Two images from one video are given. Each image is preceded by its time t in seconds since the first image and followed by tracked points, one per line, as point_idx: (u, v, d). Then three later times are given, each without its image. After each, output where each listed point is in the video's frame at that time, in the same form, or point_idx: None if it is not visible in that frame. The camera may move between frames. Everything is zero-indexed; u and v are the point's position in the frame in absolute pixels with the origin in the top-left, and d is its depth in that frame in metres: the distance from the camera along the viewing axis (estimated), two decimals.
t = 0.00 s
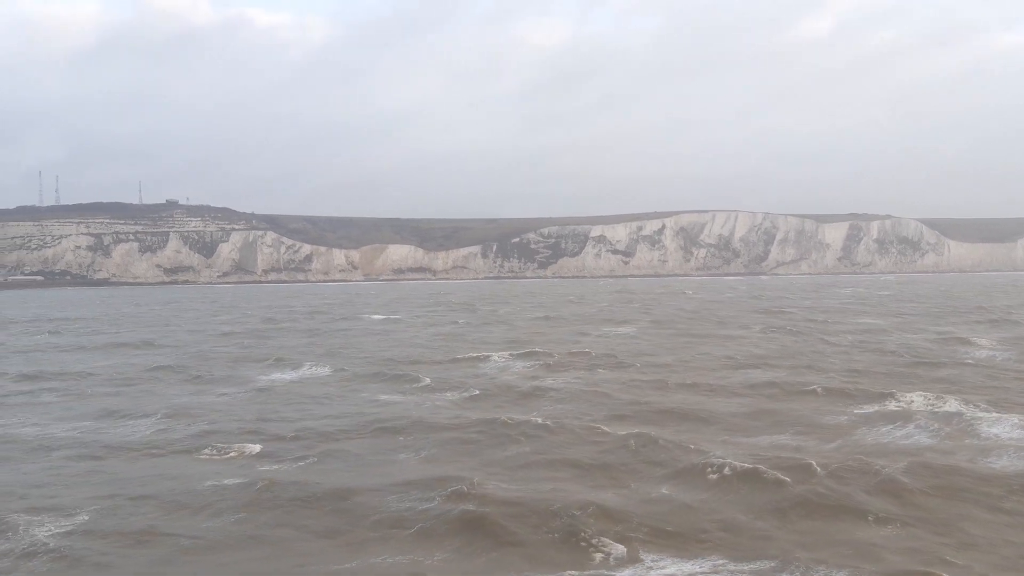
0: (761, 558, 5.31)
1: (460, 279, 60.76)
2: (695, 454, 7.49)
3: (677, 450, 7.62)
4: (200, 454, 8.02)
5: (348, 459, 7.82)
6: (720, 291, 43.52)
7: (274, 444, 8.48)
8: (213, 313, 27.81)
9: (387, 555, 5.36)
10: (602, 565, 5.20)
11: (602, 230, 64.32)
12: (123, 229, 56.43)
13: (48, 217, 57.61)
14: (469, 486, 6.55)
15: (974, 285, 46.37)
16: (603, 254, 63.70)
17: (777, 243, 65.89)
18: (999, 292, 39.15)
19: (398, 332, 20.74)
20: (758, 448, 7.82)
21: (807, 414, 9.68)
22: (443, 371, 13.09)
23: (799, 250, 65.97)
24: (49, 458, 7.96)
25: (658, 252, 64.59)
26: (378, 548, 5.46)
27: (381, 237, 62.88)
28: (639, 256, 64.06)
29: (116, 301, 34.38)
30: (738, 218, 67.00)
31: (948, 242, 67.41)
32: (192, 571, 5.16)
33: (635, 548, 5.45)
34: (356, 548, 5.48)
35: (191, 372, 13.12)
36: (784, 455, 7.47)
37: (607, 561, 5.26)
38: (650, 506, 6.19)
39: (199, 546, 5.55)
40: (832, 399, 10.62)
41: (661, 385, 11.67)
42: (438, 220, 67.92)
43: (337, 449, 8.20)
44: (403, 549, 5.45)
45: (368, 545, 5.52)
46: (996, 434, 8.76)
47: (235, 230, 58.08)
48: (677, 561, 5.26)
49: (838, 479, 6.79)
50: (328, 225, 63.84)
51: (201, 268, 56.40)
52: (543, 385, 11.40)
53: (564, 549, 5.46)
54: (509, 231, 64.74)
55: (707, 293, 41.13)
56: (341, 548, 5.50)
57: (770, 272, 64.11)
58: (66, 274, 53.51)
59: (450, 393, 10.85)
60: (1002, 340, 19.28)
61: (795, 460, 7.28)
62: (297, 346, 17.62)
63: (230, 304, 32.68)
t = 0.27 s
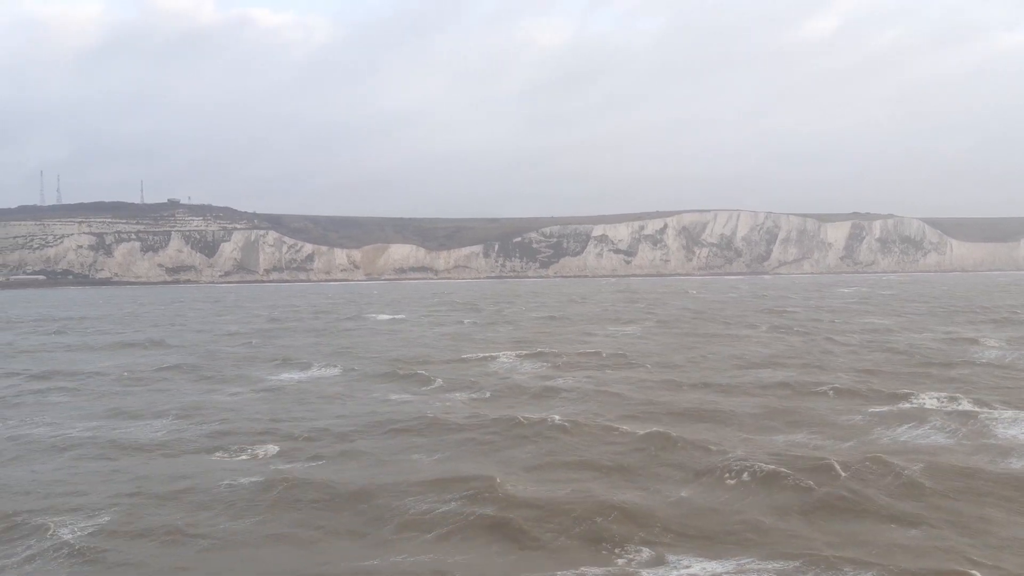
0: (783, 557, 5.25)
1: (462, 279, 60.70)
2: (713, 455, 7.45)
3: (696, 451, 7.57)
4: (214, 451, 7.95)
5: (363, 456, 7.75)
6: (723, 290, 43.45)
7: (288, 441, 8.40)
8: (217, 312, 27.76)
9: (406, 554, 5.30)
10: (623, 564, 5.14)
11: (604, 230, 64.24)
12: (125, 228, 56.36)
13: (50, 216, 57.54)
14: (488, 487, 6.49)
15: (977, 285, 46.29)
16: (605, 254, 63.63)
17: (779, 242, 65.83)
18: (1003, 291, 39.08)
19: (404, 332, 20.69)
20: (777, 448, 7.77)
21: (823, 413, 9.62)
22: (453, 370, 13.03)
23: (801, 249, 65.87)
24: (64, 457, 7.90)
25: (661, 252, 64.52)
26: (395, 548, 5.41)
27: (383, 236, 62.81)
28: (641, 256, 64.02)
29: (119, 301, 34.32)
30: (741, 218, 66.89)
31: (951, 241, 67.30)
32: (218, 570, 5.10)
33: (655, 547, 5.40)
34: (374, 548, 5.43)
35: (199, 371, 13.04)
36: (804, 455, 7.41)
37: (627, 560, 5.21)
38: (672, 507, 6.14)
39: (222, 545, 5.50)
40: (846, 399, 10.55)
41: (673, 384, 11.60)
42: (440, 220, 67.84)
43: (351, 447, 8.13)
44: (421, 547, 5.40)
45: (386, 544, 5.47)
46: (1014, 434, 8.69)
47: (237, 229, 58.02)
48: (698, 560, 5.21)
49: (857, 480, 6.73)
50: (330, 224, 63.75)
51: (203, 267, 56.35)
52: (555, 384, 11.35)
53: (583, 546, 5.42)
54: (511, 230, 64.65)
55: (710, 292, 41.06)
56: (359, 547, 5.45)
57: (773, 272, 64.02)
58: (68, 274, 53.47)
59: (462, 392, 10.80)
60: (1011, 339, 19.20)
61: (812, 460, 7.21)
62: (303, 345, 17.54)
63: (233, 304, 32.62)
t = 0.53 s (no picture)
0: (806, 558, 5.19)
1: (463, 278, 60.68)
2: (732, 456, 7.40)
3: (715, 451, 7.53)
4: (228, 452, 7.89)
5: (377, 457, 7.68)
6: (725, 290, 43.40)
7: (301, 441, 8.33)
8: (220, 312, 27.68)
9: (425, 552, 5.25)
10: (644, 563, 5.10)
11: (605, 229, 64.22)
12: (126, 227, 56.29)
13: (51, 216, 57.49)
14: (507, 487, 6.46)
15: (978, 284, 46.26)
16: (607, 254, 63.62)
17: (780, 242, 65.77)
18: (1005, 291, 39.06)
19: (408, 332, 20.64)
20: (796, 447, 7.71)
21: (838, 413, 9.57)
22: (462, 370, 13.00)
23: (802, 248, 65.86)
24: (76, 458, 7.84)
25: (662, 251, 64.49)
26: (415, 546, 5.37)
27: (384, 236, 62.77)
28: (642, 255, 63.97)
29: (121, 301, 34.29)
30: (742, 217, 66.84)
31: (952, 241, 67.30)
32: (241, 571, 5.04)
33: (676, 547, 5.36)
34: (393, 546, 5.38)
35: (206, 371, 12.98)
36: (823, 454, 7.38)
37: (648, 559, 5.17)
38: (695, 507, 6.09)
39: (243, 545, 5.43)
40: (859, 398, 10.52)
41: (684, 384, 11.55)
42: (441, 219, 67.76)
43: (364, 447, 8.06)
44: (440, 546, 5.35)
45: (405, 544, 5.42)
46: None
47: (238, 229, 57.96)
48: (721, 560, 5.15)
49: (876, 481, 6.67)
50: (331, 224, 63.71)
51: (204, 267, 56.32)
52: (566, 385, 11.31)
53: (603, 546, 5.36)
54: (512, 230, 64.61)
55: (712, 292, 41.05)
56: (378, 545, 5.40)
57: (774, 271, 64.02)
58: (69, 273, 53.42)
59: (473, 392, 10.78)
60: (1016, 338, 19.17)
61: (831, 460, 7.18)
62: (308, 345, 17.48)
63: (236, 303, 32.58)
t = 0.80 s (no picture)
0: (826, 558, 5.19)
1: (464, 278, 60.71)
2: (749, 456, 7.42)
3: (731, 452, 7.55)
4: (242, 452, 7.88)
5: (392, 456, 7.67)
6: (727, 288, 43.40)
7: (314, 441, 8.33)
8: (224, 311, 27.68)
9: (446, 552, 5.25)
10: (664, 562, 5.11)
11: (606, 228, 64.25)
12: (128, 227, 56.26)
13: (52, 215, 57.47)
14: (526, 487, 6.49)
15: (979, 283, 46.35)
16: (608, 253, 63.66)
17: (781, 241, 65.79)
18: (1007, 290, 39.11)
19: (414, 331, 20.68)
20: (811, 447, 7.73)
21: (851, 413, 9.59)
22: (471, 369, 13.02)
23: (803, 247, 65.91)
24: (91, 458, 7.83)
25: (663, 250, 64.51)
26: (435, 545, 5.37)
27: (385, 235, 62.75)
28: (644, 254, 63.99)
29: (124, 300, 34.31)
30: (742, 216, 66.87)
31: (952, 240, 67.36)
32: (265, 570, 5.04)
33: (697, 547, 5.36)
34: (414, 545, 5.39)
35: (217, 370, 13.00)
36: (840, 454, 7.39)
37: (670, 559, 5.17)
38: (715, 507, 6.11)
39: (264, 544, 5.43)
40: (870, 398, 10.53)
41: (695, 383, 11.57)
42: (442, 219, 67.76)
43: (378, 446, 8.04)
44: (461, 546, 5.35)
45: (426, 543, 5.42)
46: None
47: (240, 228, 57.95)
48: (742, 559, 5.16)
49: (893, 481, 6.67)
50: (332, 223, 63.69)
51: (205, 266, 56.31)
52: (577, 384, 11.33)
53: (624, 547, 5.37)
54: (513, 229, 64.59)
55: (714, 291, 41.10)
56: (399, 545, 5.41)
57: (775, 270, 64.07)
58: (71, 273, 53.43)
59: (484, 392, 10.79)
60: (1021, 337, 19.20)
61: (848, 459, 7.20)
62: (314, 345, 17.46)
63: (239, 303, 32.61)
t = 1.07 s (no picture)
0: (850, 558, 5.14)
1: (465, 276, 60.65)
2: (766, 455, 7.38)
3: (748, 451, 7.50)
4: (254, 450, 7.81)
5: (406, 455, 7.58)
6: (728, 287, 43.32)
7: (325, 439, 8.25)
8: (226, 309, 27.60)
9: (465, 549, 5.19)
10: (687, 561, 5.05)
11: (607, 227, 64.17)
12: (128, 224, 56.12)
13: (52, 213, 57.34)
14: (544, 487, 6.44)
15: (981, 282, 46.30)
16: (608, 251, 63.61)
17: (782, 239, 65.73)
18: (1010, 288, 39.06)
19: (418, 330, 20.63)
20: (828, 445, 7.67)
21: (865, 411, 9.53)
22: (479, 368, 12.96)
23: (804, 246, 65.86)
24: (103, 457, 7.77)
25: (664, 249, 64.46)
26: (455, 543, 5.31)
27: (385, 233, 62.65)
28: (644, 253, 63.96)
29: (125, 298, 34.25)
30: (743, 215, 66.80)
31: (953, 238, 67.33)
32: (285, 568, 4.98)
33: (719, 546, 5.30)
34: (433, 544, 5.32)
35: (224, 368, 12.94)
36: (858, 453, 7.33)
37: (692, 557, 5.11)
38: (736, 506, 6.07)
39: (283, 542, 5.36)
40: (883, 397, 10.47)
41: (705, 381, 11.52)
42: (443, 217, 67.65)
43: (392, 445, 7.96)
44: (480, 544, 5.27)
45: (445, 541, 5.35)
46: None
47: (240, 226, 57.84)
48: (765, 558, 5.11)
49: (913, 481, 6.61)
50: (333, 220, 63.56)
51: (205, 264, 56.20)
52: (587, 382, 11.28)
53: (645, 545, 5.32)
54: (514, 227, 64.48)
55: (716, 290, 41.05)
56: (417, 543, 5.34)
57: (776, 269, 64.04)
58: (71, 271, 53.33)
59: (495, 390, 10.74)
60: None
61: (866, 458, 7.14)
62: (320, 343, 17.38)
63: (241, 300, 32.55)
